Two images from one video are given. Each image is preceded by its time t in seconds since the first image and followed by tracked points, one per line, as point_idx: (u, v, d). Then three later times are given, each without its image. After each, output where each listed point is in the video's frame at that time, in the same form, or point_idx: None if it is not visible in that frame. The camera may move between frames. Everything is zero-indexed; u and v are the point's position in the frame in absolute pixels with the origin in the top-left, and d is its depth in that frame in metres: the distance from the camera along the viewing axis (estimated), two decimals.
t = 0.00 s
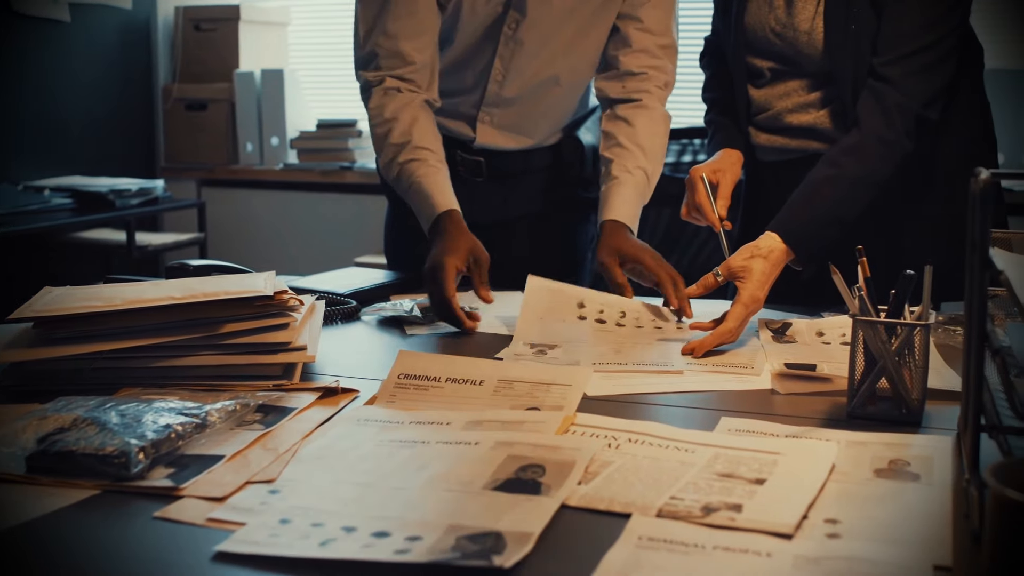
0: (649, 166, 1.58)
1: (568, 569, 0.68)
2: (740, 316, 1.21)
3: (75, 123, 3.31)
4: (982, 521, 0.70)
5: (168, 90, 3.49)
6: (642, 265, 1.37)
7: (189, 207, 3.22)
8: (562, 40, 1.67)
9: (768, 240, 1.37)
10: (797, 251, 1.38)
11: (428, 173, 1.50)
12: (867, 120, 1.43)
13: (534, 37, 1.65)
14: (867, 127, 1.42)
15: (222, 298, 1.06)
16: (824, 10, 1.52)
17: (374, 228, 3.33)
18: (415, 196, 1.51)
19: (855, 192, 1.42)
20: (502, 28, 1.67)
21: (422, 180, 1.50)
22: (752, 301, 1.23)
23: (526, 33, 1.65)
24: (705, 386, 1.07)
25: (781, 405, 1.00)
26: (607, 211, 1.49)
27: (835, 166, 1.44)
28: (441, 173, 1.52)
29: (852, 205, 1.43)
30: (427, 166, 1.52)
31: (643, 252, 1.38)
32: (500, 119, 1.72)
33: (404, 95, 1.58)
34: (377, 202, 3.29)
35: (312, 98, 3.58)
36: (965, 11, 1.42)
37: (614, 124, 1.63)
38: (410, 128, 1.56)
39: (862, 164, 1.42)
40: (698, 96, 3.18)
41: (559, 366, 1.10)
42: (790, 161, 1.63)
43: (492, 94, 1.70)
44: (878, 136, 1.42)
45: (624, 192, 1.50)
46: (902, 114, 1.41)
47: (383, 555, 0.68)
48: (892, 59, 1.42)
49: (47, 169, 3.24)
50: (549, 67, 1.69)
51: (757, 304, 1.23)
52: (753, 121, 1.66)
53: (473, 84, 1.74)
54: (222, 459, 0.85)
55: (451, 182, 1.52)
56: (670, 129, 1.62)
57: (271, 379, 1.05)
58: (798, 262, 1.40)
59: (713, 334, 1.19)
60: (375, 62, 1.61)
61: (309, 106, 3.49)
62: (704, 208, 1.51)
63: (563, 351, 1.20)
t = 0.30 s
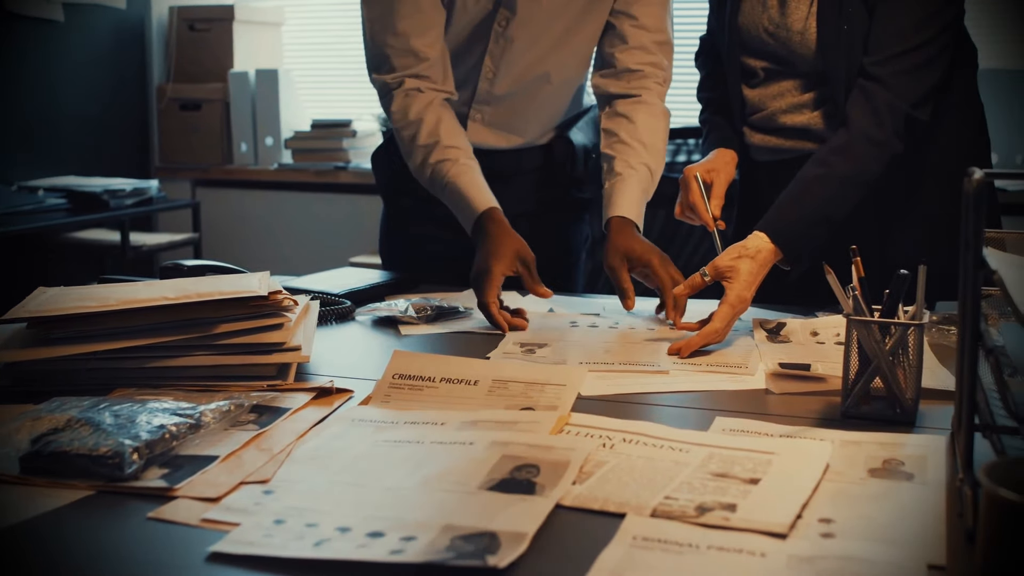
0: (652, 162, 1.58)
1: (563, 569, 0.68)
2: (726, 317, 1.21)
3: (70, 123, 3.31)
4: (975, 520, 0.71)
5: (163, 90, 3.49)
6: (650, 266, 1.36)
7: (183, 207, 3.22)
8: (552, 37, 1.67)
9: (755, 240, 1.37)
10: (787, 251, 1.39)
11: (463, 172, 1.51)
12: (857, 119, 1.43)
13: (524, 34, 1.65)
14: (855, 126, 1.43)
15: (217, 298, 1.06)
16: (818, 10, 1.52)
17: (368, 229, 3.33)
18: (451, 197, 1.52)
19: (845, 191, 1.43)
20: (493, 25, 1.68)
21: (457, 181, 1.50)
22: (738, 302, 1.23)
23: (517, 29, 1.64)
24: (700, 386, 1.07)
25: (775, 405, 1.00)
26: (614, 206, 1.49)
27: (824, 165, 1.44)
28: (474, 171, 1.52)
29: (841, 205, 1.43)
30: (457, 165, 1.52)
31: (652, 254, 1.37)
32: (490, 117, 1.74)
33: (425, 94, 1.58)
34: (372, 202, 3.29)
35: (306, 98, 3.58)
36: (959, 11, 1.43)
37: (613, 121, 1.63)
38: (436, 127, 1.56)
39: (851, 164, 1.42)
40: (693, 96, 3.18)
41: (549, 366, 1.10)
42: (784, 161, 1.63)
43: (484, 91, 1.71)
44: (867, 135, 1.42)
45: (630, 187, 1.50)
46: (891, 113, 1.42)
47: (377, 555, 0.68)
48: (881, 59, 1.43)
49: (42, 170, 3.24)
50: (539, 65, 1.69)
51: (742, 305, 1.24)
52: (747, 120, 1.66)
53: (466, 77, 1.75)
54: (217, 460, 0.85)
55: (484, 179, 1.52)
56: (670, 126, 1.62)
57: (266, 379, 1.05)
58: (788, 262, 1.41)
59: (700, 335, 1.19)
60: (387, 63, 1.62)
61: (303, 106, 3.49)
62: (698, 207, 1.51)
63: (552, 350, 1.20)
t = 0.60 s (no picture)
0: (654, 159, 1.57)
1: (557, 569, 0.68)
2: (716, 317, 1.21)
3: (64, 123, 3.30)
4: (968, 520, 0.71)
5: (156, 90, 3.48)
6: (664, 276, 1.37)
7: (177, 207, 3.22)
8: (546, 36, 1.67)
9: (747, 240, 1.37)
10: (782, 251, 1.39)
11: (473, 179, 1.49)
12: (851, 119, 1.44)
13: (518, 31, 1.65)
14: (849, 126, 1.43)
15: (210, 298, 1.06)
16: (813, 10, 1.52)
17: (362, 228, 3.33)
18: (457, 203, 1.50)
19: (838, 191, 1.43)
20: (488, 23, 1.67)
21: (467, 186, 1.48)
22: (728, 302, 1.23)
23: (511, 28, 1.64)
24: (693, 385, 1.07)
25: (769, 405, 1.00)
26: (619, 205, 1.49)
27: (818, 165, 1.44)
28: (482, 178, 1.50)
29: (834, 205, 1.43)
30: (469, 171, 1.50)
31: (667, 261, 1.37)
32: (484, 116, 1.74)
33: (434, 93, 1.57)
34: (366, 202, 3.28)
35: (299, 98, 3.58)
36: (953, 10, 1.43)
37: (613, 118, 1.63)
38: (446, 131, 1.55)
39: (844, 164, 1.42)
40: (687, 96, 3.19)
41: (541, 366, 1.10)
42: (778, 161, 1.63)
43: (478, 89, 1.71)
44: (861, 135, 1.42)
45: (635, 186, 1.50)
46: (885, 113, 1.42)
47: (370, 556, 0.68)
48: (875, 59, 1.43)
49: (36, 170, 3.24)
50: (533, 64, 1.69)
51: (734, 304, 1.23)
52: (742, 120, 1.67)
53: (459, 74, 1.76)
54: (210, 460, 0.85)
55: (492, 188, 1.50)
56: (668, 125, 1.61)
57: (259, 380, 1.05)
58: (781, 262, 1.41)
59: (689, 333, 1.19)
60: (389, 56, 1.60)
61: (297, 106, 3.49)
62: (694, 208, 1.52)
63: (545, 350, 1.20)
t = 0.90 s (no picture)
0: (650, 166, 1.55)
1: (554, 569, 0.68)
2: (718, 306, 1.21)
3: (59, 123, 3.30)
4: (963, 519, 0.71)
5: (152, 90, 3.48)
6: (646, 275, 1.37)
7: (172, 207, 3.21)
8: (544, 34, 1.69)
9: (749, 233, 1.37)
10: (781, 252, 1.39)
11: (433, 166, 1.49)
12: (853, 119, 1.43)
13: (515, 27, 1.67)
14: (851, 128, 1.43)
15: (206, 298, 1.05)
16: (812, 10, 1.52)
17: (358, 228, 3.32)
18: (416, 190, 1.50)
19: (840, 190, 1.43)
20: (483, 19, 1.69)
21: (424, 172, 1.49)
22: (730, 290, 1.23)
23: (507, 24, 1.66)
24: (688, 385, 1.07)
25: (765, 405, 1.00)
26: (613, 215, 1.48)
27: (820, 164, 1.44)
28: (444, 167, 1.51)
29: (836, 204, 1.43)
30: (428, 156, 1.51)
31: (649, 267, 1.37)
32: (481, 114, 1.73)
33: (402, 83, 1.58)
34: (362, 202, 3.28)
35: (295, 98, 3.57)
36: (953, 11, 1.43)
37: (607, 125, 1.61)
38: (412, 119, 1.55)
39: (846, 163, 1.42)
40: (683, 96, 3.19)
41: (536, 366, 1.10)
42: (774, 161, 1.63)
43: (474, 87, 1.71)
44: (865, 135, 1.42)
45: (629, 197, 1.48)
46: (888, 113, 1.42)
47: (366, 555, 0.68)
48: (876, 59, 1.43)
49: (31, 170, 3.23)
50: (531, 62, 1.71)
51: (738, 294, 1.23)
52: (739, 120, 1.67)
53: (456, 76, 1.74)
54: (206, 460, 0.85)
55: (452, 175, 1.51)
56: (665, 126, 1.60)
57: (255, 380, 1.05)
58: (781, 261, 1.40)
59: (692, 323, 1.20)
60: (367, 51, 1.60)
61: (293, 106, 3.48)
62: (690, 207, 1.51)
63: (540, 350, 1.20)
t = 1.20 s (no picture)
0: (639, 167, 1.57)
1: (547, 569, 0.68)
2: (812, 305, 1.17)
3: (53, 123, 3.29)
4: (957, 519, 0.71)
5: (146, 90, 3.47)
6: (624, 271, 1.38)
7: (167, 207, 3.21)
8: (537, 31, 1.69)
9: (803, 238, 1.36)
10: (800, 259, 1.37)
11: (359, 158, 1.57)
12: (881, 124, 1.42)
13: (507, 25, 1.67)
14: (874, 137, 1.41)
15: (201, 298, 1.06)
16: (809, 11, 1.52)
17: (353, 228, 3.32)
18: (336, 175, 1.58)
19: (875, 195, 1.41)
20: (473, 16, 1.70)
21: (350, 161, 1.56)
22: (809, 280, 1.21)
23: (499, 22, 1.67)
24: (682, 385, 1.07)
25: (759, 405, 1.01)
26: (601, 215, 1.49)
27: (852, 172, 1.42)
28: (369, 160, 1.58)
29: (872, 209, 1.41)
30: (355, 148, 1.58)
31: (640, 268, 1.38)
32: (473, 112, 1.73)
33: (354, 71, 1.62)
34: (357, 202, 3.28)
35: (289, 98, 3.57)
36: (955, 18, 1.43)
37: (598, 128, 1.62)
38: (350, 108, 1.61)
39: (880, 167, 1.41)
40: (677, 96, 3.20)
41: (530, 366, 1.10)
42: (769, 161, 1.63)
43: (466, 84, 1.72)
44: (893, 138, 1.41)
45: (618, 199, 1.49)
46: (915, 115, 1.40)
47: (360, 556, 0.68)
48: (891, 64, 1.42)
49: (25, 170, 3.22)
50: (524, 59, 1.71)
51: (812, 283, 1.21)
52: (733, 120, 1.66)
53: (447, 75, 1.75)
54: (200, 461, 0.85)
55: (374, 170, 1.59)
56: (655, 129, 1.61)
57: (250, 380, 1.05)
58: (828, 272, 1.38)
59: (811, 320, 1.15)
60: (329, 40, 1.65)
61: (287, 106, 3.48)
62: (687, 206, 1.51)
63: (535, 350, 1.20)
